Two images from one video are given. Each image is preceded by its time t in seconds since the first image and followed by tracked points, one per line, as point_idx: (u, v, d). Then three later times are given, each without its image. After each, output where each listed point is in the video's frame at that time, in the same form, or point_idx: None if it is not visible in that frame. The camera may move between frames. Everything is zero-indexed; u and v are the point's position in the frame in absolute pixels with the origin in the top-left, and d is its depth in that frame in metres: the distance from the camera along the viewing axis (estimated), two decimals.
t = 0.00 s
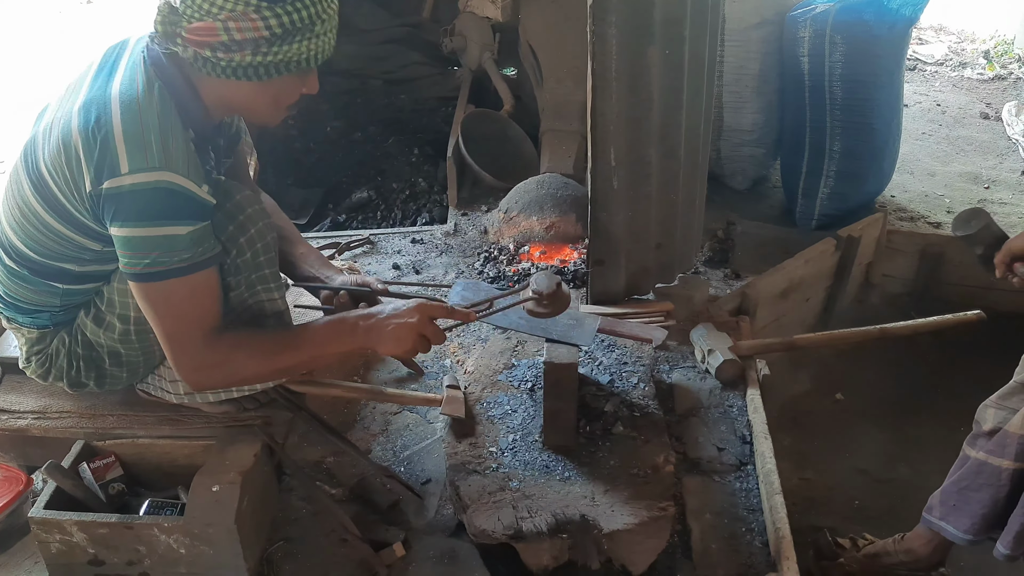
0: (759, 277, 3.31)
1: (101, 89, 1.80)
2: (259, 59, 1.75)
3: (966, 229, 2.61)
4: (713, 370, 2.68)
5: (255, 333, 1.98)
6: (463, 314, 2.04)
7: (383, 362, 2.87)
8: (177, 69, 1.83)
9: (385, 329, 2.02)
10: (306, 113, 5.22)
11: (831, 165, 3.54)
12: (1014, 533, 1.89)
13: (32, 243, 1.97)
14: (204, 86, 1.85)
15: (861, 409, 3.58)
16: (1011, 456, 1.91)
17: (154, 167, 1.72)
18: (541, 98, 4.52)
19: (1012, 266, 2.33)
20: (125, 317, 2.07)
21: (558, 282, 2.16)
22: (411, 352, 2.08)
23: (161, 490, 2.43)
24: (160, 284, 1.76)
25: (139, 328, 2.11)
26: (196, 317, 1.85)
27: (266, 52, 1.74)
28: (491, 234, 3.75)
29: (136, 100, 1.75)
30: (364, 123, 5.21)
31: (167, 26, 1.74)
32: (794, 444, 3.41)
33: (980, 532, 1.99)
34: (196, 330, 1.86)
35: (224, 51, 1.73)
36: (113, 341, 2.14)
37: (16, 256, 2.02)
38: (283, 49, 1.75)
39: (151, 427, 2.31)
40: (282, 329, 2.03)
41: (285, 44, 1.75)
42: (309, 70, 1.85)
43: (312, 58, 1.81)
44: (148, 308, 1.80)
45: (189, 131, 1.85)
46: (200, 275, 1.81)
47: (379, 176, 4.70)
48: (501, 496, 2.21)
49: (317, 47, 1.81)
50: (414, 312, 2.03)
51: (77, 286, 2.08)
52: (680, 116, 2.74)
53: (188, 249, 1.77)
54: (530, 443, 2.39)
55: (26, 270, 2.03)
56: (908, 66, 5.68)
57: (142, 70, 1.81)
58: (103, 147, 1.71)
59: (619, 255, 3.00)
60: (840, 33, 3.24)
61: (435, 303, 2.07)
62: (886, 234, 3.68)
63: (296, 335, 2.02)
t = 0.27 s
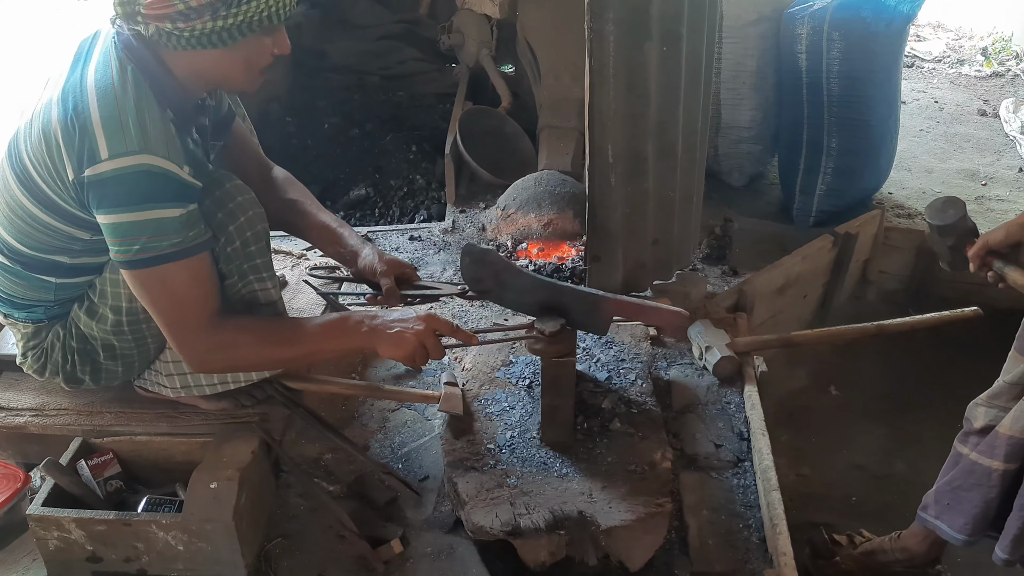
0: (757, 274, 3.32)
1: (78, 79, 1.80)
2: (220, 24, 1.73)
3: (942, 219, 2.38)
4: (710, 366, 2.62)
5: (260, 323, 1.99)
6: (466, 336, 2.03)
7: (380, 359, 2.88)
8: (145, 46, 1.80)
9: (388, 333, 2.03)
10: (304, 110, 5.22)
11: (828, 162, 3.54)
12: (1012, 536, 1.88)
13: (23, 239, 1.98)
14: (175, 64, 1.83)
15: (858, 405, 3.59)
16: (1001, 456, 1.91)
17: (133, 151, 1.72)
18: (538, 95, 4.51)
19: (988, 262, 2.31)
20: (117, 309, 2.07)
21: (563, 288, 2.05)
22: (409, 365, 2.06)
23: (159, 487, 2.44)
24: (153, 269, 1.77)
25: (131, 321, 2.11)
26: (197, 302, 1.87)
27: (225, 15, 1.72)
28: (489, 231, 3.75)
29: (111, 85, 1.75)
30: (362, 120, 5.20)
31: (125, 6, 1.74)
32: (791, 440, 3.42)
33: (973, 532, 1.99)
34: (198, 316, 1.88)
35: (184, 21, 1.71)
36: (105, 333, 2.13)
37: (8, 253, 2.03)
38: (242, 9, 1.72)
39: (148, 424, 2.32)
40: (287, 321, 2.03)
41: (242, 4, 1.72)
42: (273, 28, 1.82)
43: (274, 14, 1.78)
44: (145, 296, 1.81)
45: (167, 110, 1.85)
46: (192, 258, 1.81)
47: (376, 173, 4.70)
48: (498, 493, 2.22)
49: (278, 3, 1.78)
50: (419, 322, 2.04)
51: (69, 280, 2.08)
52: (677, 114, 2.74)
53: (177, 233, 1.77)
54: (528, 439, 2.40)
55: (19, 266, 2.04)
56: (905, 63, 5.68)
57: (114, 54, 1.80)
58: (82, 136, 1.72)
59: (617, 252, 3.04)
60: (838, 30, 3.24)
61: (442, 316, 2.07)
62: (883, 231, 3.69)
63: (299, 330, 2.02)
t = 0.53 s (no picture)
0: (755, 272, 3.32)
1: (74, 85, 1.80)
2: (243, 73, 1.77)
3: (946, 230, 2.52)
4: (708, 365, 2.63)
5: (257, 329, 2.00)
6: (459, 339, 2.04)
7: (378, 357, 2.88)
8: (151, 62, 1.80)
9: (383, 337, 2.03)
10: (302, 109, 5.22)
11: (826, 161, 3.55)
12: (1007, 536, 1.88)
13: (19, 242, 1.97)
14: (183, 87, 1.82)
15: (856, 404, 3.59)
16: (1001, 454, 1.91)
17: (127, 164, 1.72)
18: (536, 93, 4.51)
19: (995, 271, 2.34)
20: (113, 311, 2.07)
21: (567, 286, 2.02)
22: (404, 369, 2.06)
23: (157, 486, 2.44)
24: (146, 280, 1.76)
25: (128, 324, 2.11)
26: (192, 311, 1.86)
27: (251, 66, 1.76)
28: (487, 230, 3.75)
29: (107, 95, 1.74)
30: (359, 119, 5.20)
31: (157, 20, 1.74)
32: (790, 439, 3.42)
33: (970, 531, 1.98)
34: (193, 324, 1.88)
35: (208, 57, 1.74)
36: (101, 334, 2.13)
37: (3, 256, 2.03)
38: (269, 68, 1.78)
39: (146, 423, 2.32)
40: (282, 326, 2.03)
41: (271, 64, 1.78)
42: (287, 94, 1.88)
43: (295, 82, 1.85)
44: (138, 306, 1.80)
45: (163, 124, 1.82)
46: (183, 269, 1.80)
47: (374, 172, 4.70)
48: (496, 491, 2.22)
49: (303, 72, 1.85)
50: (413, 327, 2.05)
51: (65, 282, 2.08)
52: (676, 112, 2.74)
53: (171, 246, 1.77)
54: (525, 438, 2.40)
55: (15, 268, 2.03)
56: (903, 62, 5.68)
57: (116, 63, 1.80)
58: (77, 146, 1.71)
59: (615, 253, 3.03)
60: (836, 28, 3.24)
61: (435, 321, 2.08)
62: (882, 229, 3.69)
63: (294, 336, 2.02)
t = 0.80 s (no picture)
0: (754, 270, 3.32)
1: (72, 89, 1.80)
2: (248, 95, 1.77)
3: (954, 226, 2.51)
4: (707, 362, 2.63)
5: (256, 332, 2.00)
6: (457, 339, 2.03)
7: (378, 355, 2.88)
8: (156, 74, 1.81)
9: (382, 339, 2.02)
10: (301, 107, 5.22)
11: (825, 159, 3.55)
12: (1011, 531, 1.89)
13: (16, 245, 1.97)
14: (186, 99, 1.83)
15: (855, 401, 3.60)
16: (1002, 450, 1.91)
17: (125, 170, 1.72)
18: (535, 91, 4.51)
19: (1002, 266, 2.34)
20: (113, 314, 2.07)
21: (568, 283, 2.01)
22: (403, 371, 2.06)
23: (157, 484, 2.44)
24: (143, 285, 1.77)
25: (128, 327, 2.11)
26: (190, 314, 1.87)
27: (258, 90, 1.77)
28: (486, 228, 3.75)
29: (105, 101, 1.74)
30: (358, 117, 5.20)
31: (169, 32, 1.72)
32: (789, 436, 3.42)
33: (972, 528, 1.99)
34: (192, 328, 1.88)
35: (217, 76, 1.74)
36: (100, 336, 2.13)
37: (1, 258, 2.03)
38: (275, 93, 1.79)
39: (145, 422, 2.32)
40: (282, 329, 2.04)
41: (277, 90, 1.79)
42: (288, 119, 1.89)
43: (298, 109, 1.86)
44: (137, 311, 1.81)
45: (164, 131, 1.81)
46: (180, 274, 1.81)
47: (373, 171, 4.70)
48: (496, 489, 2.22)
49: (307, 102, 1.86)
50: (412, 328, 2.04)
51: (63, 284, 2.08)
52: (674, 109, 2.74)
53: (167, 252, 1.77)
54: (525, 436, 2.40)
55: (13, 271, 2.03)
56: (902, 60, 5.68)
57: (116, 69, 1.80)
58: (74, 151, 1.71)
59: (614, 249, 3.01)
60: (835, 25, 3.24)
61: (434, 322, 2.08)
62: (881, 227, 3.70)
63: (292, 338, 2.02)
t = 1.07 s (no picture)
0: (753, 269, 3.32)
1: (76, 90, 1.80)
2: (245, 70, 1.77)
3: (951, 226, 2.52)
4: (706, 363, 2.67)
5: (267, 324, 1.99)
6: (471, 305, 2.09)
7: (375, 356, 2.87)
8: (156, 70, 1.82)
9: (395, 318, 2.01)
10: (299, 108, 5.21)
11: (824, 158, 3.55)
12: (1009, 530, 1.89)
13: (18, 245, 1.97)
14: (189, 92, 1.84)
15: (853, 401, 3.60)
16: (999, 449, 1.91)
17: (131, 167, 1.72)
18: (534, 91, 4.51)
19: (999, 266, 2.31)
20: (112, 315, 2.07)
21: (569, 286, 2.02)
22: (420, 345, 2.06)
23: (155, 484, 2.44)
24: (153, 282, 1.76)
25: (128, 329, 2.11)
26: (202, 306, 1.86)
27: (253, 63, 1.76)
28: (484, 228, 3.75)
29: (109, 100, 1.74)
30: (357, 117, 5.20)
31: (155, 27, 1.74)
32: (787, 436, 3.43)
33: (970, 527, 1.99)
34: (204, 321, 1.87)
35: (210, 59, 1.74)
36: (100, 336, 2.13)
37: (3, 258, 2.03)
38: (271, 62, 1.77)
39: (144, 422, 2.32)
40: (292, 320, 2.03)
41: (272, 58, 1.77)
42: (293, 85, 1.87)
43: (297, 73, 1.84)
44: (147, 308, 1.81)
45: (168, 130, 1.83)
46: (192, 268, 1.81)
47: (372, 171, 4.69)
48: (494, 489, 2.22)
49: (304, 64, 1.84)
50: (424, 302, 2.04)
51: (63, 284, 2.08)
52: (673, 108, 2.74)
53: (178, 246, 1.77)
54: (523, 437, 2.40)
55: (15, 271, 2.03)
56: (900, 59, 5.68)
57: (119, 69, 1.80)
58: (79, 149, 1.71)
59: (612, 248, 3.00)
60: (833, 24, 3.23)
61: (444, 293, 2.09)
62: (879, 226, 3.70)
63: (304, 326, 2.01)
